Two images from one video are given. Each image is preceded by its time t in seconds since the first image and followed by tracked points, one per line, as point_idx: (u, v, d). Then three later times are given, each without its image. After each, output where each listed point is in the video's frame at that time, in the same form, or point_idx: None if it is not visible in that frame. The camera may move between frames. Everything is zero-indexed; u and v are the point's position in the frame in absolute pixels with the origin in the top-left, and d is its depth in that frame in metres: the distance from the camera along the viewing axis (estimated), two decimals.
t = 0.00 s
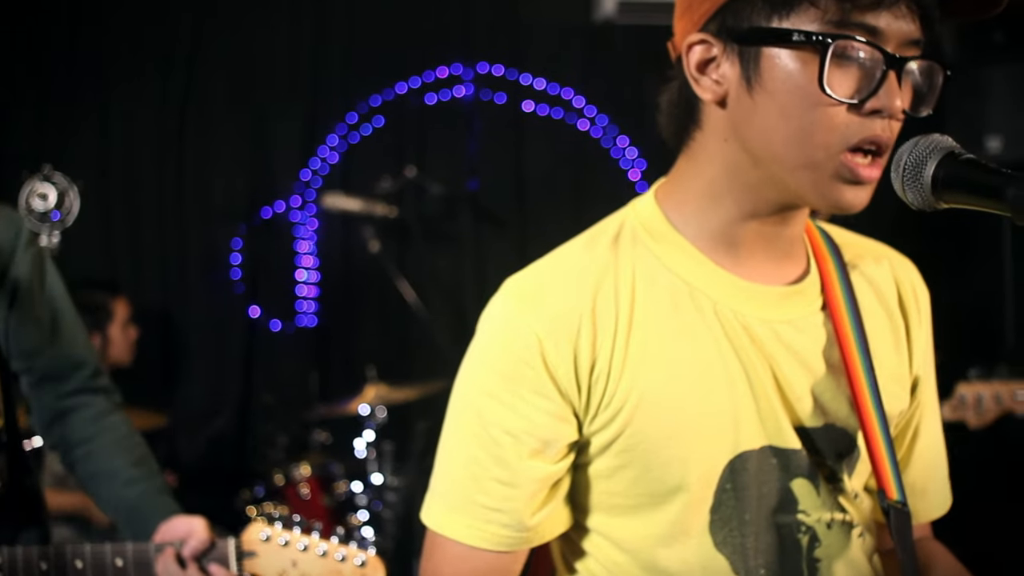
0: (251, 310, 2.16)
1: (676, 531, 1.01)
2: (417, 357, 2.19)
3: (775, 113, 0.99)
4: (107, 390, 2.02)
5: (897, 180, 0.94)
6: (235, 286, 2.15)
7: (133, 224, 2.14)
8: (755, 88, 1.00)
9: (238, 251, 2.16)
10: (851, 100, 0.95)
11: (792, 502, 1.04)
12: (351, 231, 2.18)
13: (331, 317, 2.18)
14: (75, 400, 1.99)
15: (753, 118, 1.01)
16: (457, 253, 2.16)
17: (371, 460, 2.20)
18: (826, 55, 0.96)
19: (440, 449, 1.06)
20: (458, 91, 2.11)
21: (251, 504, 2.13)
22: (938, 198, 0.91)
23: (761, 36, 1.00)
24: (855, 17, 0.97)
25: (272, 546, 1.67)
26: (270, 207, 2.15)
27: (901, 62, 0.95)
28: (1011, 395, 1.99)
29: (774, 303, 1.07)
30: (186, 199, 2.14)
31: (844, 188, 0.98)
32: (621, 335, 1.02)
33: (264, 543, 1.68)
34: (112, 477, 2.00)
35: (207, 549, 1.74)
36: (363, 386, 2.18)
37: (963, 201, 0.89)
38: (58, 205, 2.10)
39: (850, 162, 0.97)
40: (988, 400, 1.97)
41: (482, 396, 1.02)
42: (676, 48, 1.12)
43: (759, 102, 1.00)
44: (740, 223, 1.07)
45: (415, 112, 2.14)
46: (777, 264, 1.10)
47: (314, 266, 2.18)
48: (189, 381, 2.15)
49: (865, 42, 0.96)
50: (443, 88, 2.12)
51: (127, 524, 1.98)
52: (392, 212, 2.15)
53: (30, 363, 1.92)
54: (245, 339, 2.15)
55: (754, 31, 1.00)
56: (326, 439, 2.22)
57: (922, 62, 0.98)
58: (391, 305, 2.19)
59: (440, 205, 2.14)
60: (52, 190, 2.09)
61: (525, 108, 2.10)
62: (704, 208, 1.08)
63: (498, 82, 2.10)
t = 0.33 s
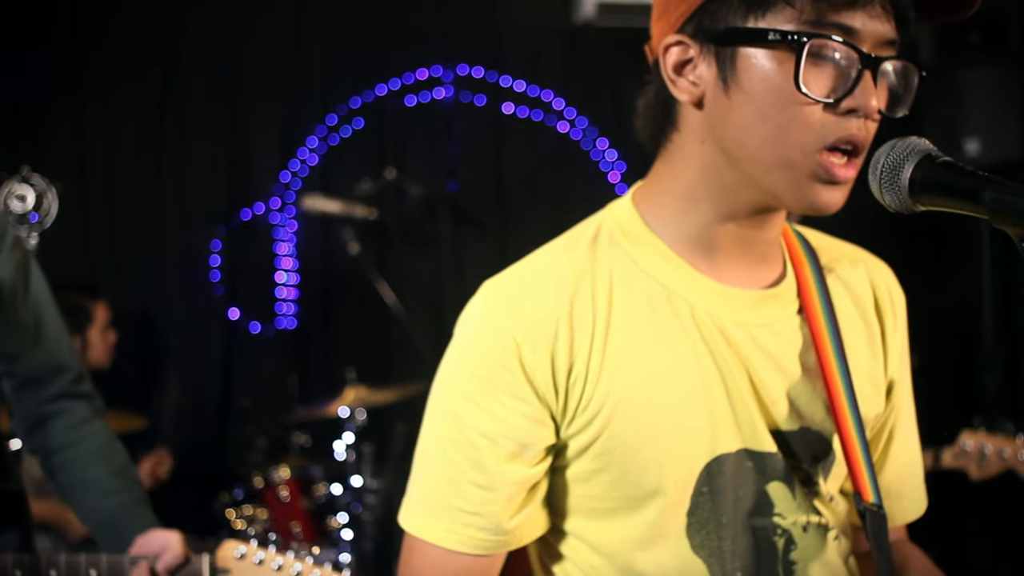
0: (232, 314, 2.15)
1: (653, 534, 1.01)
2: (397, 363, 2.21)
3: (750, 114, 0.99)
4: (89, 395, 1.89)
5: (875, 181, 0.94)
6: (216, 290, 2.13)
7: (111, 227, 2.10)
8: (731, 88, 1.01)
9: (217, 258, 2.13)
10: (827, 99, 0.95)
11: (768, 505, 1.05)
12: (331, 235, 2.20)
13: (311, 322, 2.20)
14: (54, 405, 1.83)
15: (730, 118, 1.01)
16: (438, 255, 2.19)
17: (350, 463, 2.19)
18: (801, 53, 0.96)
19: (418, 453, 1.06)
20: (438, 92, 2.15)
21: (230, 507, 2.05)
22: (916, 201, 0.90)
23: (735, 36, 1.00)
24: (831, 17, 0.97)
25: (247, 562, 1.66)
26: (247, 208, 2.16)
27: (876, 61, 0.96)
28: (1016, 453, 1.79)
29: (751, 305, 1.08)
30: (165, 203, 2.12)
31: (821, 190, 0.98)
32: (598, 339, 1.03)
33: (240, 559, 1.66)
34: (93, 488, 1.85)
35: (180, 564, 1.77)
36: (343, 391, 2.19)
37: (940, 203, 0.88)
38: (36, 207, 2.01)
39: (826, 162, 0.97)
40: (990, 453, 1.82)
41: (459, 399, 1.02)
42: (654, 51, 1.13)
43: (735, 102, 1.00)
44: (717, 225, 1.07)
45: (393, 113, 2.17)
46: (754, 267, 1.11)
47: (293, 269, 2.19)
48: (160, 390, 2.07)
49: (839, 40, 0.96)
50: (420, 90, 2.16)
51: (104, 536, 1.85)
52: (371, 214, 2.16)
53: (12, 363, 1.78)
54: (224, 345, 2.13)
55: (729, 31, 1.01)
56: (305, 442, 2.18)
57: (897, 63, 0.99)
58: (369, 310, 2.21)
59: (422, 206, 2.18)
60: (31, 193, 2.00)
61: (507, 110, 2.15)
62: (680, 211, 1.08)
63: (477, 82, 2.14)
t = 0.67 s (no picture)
0: (213, 320, 2.34)
1: (631, 542, 1.01)
2: (377, 368, 2.37)
3: (739, 132, 0.98)
4: (63, 413, 1.67)
5: (856, 188, 0.88)
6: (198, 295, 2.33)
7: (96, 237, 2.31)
8: (727, 104, 0.99)
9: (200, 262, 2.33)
10: (821, 129, 0.95)
11: (747, 511, 1.05)
12: (315, 241, 2.35)
13: (294, 328, 2.35)
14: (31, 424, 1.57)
15: (721, 133, 1.00)
16: (420, 258, 2.33)
17: (333, 470, 2.29)
18: (803, 81, 0.95)
19: (396, 461, 1.07)
20: (422, 99, 2.30)
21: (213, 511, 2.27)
22: (897, 208, 0.85)
23: (737, 53, 0.99)
24: (836, 49, 0.97)
25: None
26: (230, 215, 2.33)
27: (871, 95, 0.95)
28: (1000, 454, 1.95)
29: (728, 313, 1.08)
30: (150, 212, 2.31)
31: (797, 215, 0.98)
32: (575, 349, 1.03)
33: None
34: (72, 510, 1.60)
35: None
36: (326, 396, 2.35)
37: (921, 212, 0.82)
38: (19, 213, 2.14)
39: (807, 190, 0.97)
40: (974, 453, 1.98)
41: (437, 409, 1.02)
42: (647, 51, 1.12)
43: (728, 118, 0.99)
44: (695, 234, 1.08)
45: (376, 121, 2.32)
46: (730, 275, 1.12)
47: (277, 274, 2.34)
48: (151, 389, 2.33)
49: (838, 71, 0.95)
50: (406, 96, 2.31)
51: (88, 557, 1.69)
52: (353, 221, 2.27)
53: None
54: (208, 350, 2.34)
55: (733, 48, 1.00)
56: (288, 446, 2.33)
57: (887, 98, 0.99)
58: (353, 311, 2.37)
59: (404, 214, 2.31)
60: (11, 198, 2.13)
61: (489, 116, 2.30)
62: (656, 219, 1.09)
63: (460, 91, 2.29)
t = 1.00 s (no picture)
0: (201, 326, 2.31)
1: (622, 549, 1.01)
2: (364, 376, 2.37)
3: (730, 143, 0.99)
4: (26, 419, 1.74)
5: (842, 196, 0.88)
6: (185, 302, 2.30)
7: (82, 237, 2.23)
8: (715, 116, 1.00)
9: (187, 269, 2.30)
10: (811, 141, 0.95)
11: (737, 517, 1.05)
12: (302, 248, 2.35)
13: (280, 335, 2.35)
14: None
15: (711, 144, 1.01)
16: (409, 264, 2.36)
17: (321, 477, 2.32)
18: (793, 94, 0.96)
19: (387, 467, 1.06)
20: (410, 105, 2.32)
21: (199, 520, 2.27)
22: (883, 215, 0.85)
23: (726, 66, 1.00)
24: (825, 60, 0.98)
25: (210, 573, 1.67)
26: (219, 222, 2.31)
27: (861, 106, 0.96)
28: (994, 470, 1.94)
29: (718, 319, 1.08)
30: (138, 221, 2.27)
31: (788, 225, 0.99)
32: (566, 354, 1.03)
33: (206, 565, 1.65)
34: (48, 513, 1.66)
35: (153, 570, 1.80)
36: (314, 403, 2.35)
37: (908, 219, 0.83)
38: None
39: (797, 200, 0.98)
40: (967, 469, 1.95)
41: (428, 415, 1.02)
42: (637, 60, 1.12)
43: (718, 131, 1.00)
44: (684, 242, 1.09)
45: (364, 129, 2.34)
46: (720, 281, 1.12)
47: (265, 280, 2.35)
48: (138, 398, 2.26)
49: (828, 84, 0.96)
50: (393, 103, 2.32)
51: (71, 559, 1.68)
52: (342, 228, 2.32)
53: None
54: (195, 355, 2.31)
55: (721, 61, 1.00)
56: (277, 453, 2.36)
57: (877, 107, 1.00)
58: (340, 319, 2.36)
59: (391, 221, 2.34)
60: None
61: (478, 123, 2.30)
62: (646, 226, 1.10)
63: (448, 98, 2.29)
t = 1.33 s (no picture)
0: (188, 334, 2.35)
1: (612, 553, 1.01)
2: (351, 385, 2.36)
3: (714, 148, 1.00)
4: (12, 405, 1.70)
5: (828, 206, 0.89)
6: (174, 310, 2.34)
7: (70, 250, 2.31)
8: (699, 121, 1.01)
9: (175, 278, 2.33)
10: (793, 147, 0.96)
11: (727, 519, 1.05)
12: (289, 257, 2.34)
13: (268, 343, 2.35)
14: None
15: (695, 149, 1.01)
16: (396, 275, 2.34)
17: (309, 485, 2.28)
18: (775, 101, 0.96)
19: (378, 474, 1.06)
20: (398, 114, 2.31)
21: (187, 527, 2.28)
22: (869, 224, 0.86)
23: (710, 71, 1.00)
24: (808, 66, 0.98)
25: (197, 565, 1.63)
26: (206, 231, 2.34)
27: (844, 112, 0.96)
28: (983, 473, 1.95)
29: (706, 322, 1.09)
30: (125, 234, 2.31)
31: (773, 228, 0.99)
32: (555, 359, 1.03)
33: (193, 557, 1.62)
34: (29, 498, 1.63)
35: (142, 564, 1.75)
36: (301, 412, 2.34)
37: (893, 228, 0.83)
38: None
39: (782, 203, 0.99)
40: (956, 473, 1.96)
41: (418, 421, 1.02)
42: (622, 63, 1.13)
43: (701, 136, 1.01)
44: (670, 247, 1.09)
45: (352, 138, 2.33)
46: (707, 284, 1.13)
47: (253, 290, 2.35)
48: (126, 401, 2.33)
49: (811, 90, 0.96)
50: (381, 112, 2.31)
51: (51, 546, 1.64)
52: (329, 236, 2.29)
53: None
54: (184, 364, 2.35)
55: (705, 68, 1.01)
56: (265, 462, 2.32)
57: (860, 112, 1.00)
58: (329, 329, 2.36)
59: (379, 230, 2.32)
60: None
61: (465, 131, 2.30)
62: (633, 231, 1.10)
63: (435, 106, 2.29)
